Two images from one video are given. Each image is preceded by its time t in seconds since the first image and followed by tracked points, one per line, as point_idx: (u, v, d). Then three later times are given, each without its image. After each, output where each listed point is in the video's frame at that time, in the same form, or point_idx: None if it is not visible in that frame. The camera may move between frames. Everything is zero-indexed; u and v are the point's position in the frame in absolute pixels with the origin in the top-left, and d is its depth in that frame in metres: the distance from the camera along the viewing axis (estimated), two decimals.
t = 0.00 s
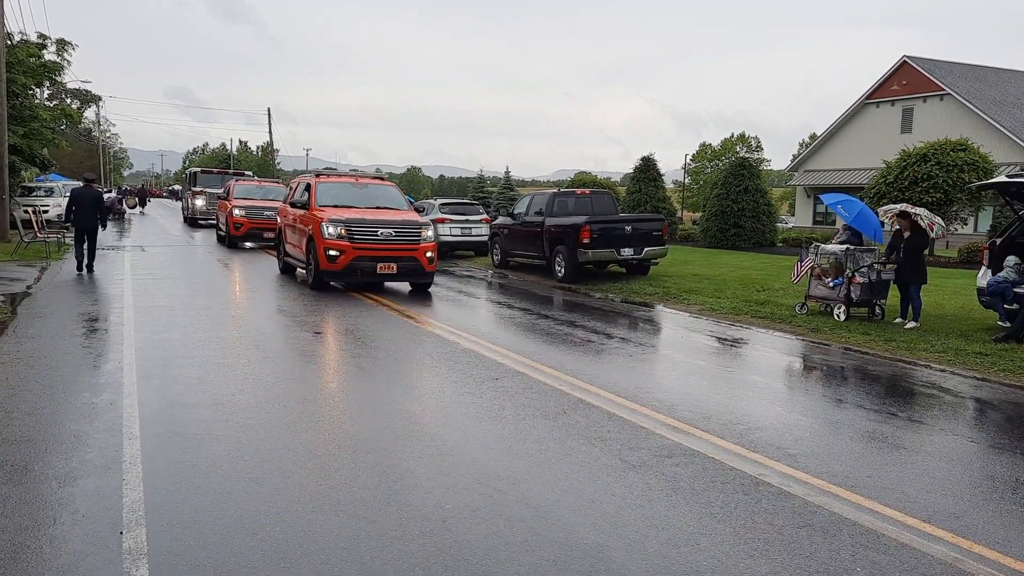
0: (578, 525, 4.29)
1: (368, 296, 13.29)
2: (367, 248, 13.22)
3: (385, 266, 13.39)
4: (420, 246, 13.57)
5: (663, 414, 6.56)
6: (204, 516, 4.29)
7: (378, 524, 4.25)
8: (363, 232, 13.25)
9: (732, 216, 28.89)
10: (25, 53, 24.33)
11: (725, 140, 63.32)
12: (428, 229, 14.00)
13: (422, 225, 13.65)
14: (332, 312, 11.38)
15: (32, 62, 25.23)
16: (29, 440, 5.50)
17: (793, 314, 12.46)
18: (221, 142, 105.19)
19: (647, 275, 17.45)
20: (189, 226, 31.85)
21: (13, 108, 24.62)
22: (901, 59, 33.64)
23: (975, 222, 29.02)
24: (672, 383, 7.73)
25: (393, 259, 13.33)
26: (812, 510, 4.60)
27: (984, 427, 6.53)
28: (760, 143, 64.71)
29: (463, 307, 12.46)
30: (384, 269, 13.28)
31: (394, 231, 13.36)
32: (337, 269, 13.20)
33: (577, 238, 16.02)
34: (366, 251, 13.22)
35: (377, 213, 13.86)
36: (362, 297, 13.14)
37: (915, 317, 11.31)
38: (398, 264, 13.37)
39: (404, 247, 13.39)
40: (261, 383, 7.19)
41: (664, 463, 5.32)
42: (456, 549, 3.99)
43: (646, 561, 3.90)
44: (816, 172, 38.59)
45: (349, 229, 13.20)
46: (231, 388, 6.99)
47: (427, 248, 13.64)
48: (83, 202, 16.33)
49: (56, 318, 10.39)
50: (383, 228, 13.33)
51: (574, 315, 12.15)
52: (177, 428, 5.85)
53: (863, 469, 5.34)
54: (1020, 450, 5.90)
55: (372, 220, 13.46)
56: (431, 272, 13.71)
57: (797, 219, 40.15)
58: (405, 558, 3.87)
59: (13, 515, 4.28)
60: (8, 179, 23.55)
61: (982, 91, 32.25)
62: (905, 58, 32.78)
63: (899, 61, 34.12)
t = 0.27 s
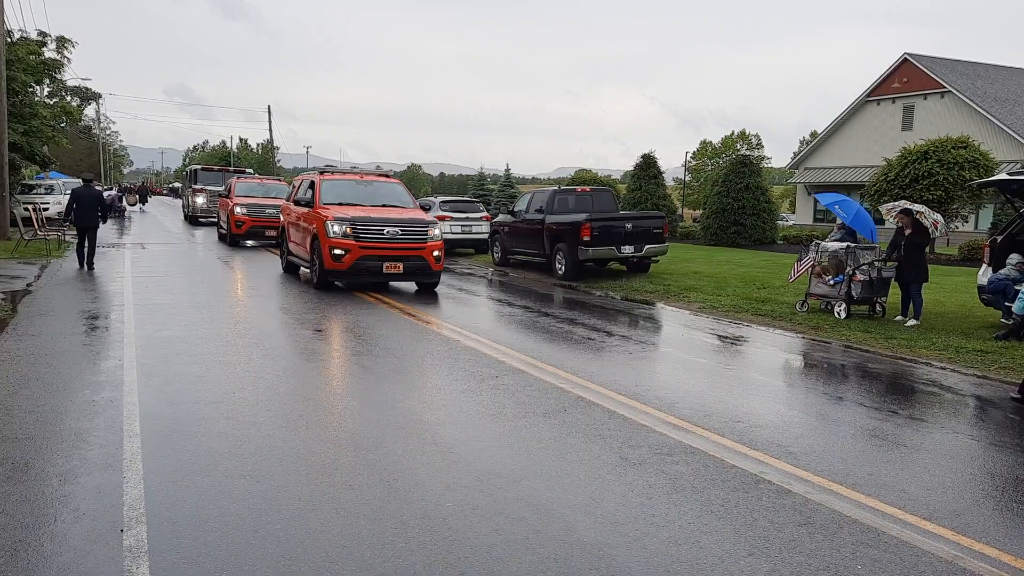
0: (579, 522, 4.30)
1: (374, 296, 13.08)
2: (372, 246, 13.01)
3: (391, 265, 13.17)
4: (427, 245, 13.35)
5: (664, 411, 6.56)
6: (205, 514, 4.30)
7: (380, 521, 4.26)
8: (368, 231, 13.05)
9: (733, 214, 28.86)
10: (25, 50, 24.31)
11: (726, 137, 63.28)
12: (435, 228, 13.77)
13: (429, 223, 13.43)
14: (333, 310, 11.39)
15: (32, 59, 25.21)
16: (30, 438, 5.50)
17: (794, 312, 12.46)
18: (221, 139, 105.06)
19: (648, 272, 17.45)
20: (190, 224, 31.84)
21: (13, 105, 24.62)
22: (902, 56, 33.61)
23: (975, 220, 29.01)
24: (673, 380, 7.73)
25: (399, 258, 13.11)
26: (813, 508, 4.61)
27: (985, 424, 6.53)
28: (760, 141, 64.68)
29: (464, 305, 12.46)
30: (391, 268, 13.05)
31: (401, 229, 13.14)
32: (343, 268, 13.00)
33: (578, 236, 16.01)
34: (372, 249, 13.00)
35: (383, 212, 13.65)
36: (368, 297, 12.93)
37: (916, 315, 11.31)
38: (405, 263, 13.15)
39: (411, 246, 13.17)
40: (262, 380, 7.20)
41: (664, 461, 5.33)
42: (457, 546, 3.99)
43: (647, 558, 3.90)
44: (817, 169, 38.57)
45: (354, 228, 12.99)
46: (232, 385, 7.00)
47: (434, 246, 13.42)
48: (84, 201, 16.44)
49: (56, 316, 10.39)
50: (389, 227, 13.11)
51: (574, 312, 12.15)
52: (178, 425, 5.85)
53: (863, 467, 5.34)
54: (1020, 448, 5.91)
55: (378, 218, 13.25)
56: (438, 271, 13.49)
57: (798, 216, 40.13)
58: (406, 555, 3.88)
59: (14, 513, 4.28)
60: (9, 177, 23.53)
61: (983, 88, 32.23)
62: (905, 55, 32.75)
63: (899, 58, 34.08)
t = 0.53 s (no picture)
0: (580, 521, 4.30)
1: (380, 296, 12.82)
2: (378, 247, 12.75)
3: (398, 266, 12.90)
4: (434, 245, 13.10)
5: (664, 410, 6.56)
6: (205, 512, 4.29)
7: (380, 520, 4.25)
8: (374, 230, 12.79)
9: (733, 213, 28.83)
10: (26, 49, 24.28)
11: (726, 136, 63.28)
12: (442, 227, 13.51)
13: (436, 223, 13.17)
14: (333, 309, 11.39)
15: (33, 58, 25.20)
16: (30, 437, 5.49)
17: (794, 310, 12.45)
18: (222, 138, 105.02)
19: (648, 271, 17.44)
20: (190, 222, 31.85)
21: (13, 104, 24.62)
22: (902, 54, 33.58)
23: (976, 218, 28.99)
24: (673, 379, 7.72)
25: (406, 258, 12.85)
26: (813, 506, 4.61)
27: (985, 423, 6.53)
28: (761, 139, 64.67)
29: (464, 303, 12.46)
30: (397, 268, 12.80)
31: (407, 228, 12.89)
32: (348, 268, 12.75)
33: (578, 234, 16.00)
34: (378, 249, 12.74)
35: (389, 211, 13.39)
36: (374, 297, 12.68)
37: (917, 314, 11.30)
38: (411, 263, 12.89)
39: (417, 246, 12.92)
40: (263, 379, 7.19)
41: (664, 459, 5.32)
42: (457, 545, 3.99)
43: (647, 557, 3.90)
44: (817, 168, 38.55)
45: (360, 227, 12.73)
46: (233, 384, 7.00)
47: (441, 246, 13.17)
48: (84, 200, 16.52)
49: (56, 314, 10.38)
50: (395, 226, 12.86)
51: (575, 311, 12.14)
52: (178, 424, 5.84)
53: (864, 465, 5.34)
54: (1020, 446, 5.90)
55: (384, 217, 12.99)
56: (446, 271, 13.24)
57: (798, 215, 40.11)
58: (406, 554, 3.88)
59: (14, 511, 4.28)
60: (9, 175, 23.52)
61: (984, 87, 32.20)
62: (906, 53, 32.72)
63: (900, 57, 34.05)
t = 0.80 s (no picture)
0: (580, 520, 4.31)
1: (387, 298, 12.52)
2: (385, 247, 12.44)
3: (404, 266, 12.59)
4: (442, 245, 12.80)
5: (664, 409, 6.56)
6: (206, 511, 4.30)
7: (380, 519, 4.26)
8: (381, 230, 12.47)
9: (734, 212, 28.82)
10: (26, 47, 24.28)
11: (726, 135, 63.26)
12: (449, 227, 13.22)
13: (444, 222, 12.88)
14: (333, 308, 11.39)
15: (33, 57, 25.19)
16: (31, 435, 5.50)
17: (794, 309, 12.46)
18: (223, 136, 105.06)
19: (649, 270, 17.44)
20: (190, 221, 31.86)
21: (14, 102, 24.63)
22: (903, 53, 33.54)
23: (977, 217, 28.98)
24: (674, 378, 7.72)
25: (413, 259, 12.55)
26: (813, 505, 4.61)
27: (986, 422, 6.54)
28: (761, 138, 64.66)
29: (465, 302, 12.45)
30: (404, 269, 12.50)
31: (414, 228, 12.59)
32: (354, 269, 12.44)
33: (579, 233, 15.99)
34: (385, 250, 12.43)
35: (395, 210, 13.09)
36: (381, 299, 12.39)
37: (917, 312, 11.30)
38: (418, 264, 12.59)
39: (425, 246, 12.62)
40: (263, 378, 7.20)
41: (665, 458, 5.33)
42: (458, 544, 4.00)
43: (647, 555, 3.91)
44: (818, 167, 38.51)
45: (366, 227, 12.42)
46: (234, 383, 7.00)
47: (449, 247, 12.87)
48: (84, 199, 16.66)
49: (57, 313, 10.39)
50: (403, 226, 12.55)
51: (575, 310, 12.14)
52: (179, 422, 5.85)
53: (864, 464, 5.35)
54: (1020, 446, 5.91)
55: (390, 216, 12.69)
56: (453, 272, 12.94)
57: (798, 214, 40.08)
58: (406, 553, 3.88)
59: (16, 510, 4.28)
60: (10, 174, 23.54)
61: (984, 86, 32.18)
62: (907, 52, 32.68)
63: (900, 55, 34.02)
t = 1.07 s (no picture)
0: (581, 519, 4.30)
1: (394, 299, 12.30)
2: (392, 248, 12.22)
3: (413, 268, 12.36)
4: (450, 246, 12.57)
5: (666, 408, 6.57)
6: (208, 511, 4.30)
7: (382, 518, 4.26)
8: (388, 231, 12.25)
9: (734, 211, 28.80)
10: (27, 47, 24.29)
11: (728, 135, 63.24)
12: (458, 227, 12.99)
13: (453, 222, 12.65)
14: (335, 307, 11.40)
15: (35, 56, 25.19)
16: (33, 434, 5.51)
17: (795, 309, 12.46)
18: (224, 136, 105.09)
19: (650, 270, 17.44)
20: (192, 220, 31.91)
21: (15, 102, 24.64)
22: (905, 52, 33.48)
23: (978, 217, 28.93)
24: (675, 377, 7.72)
25: (421, 260, 12.32)
26: (815, 505, 4.61)
27: (987, 422, 6.53)
28: (762, 138, 64.65)
29: (466, 302, 12.45)
30: (412, 270, 12.26)
31: (422, 229, 12.36)
32: (361, 270, 12.22)
33: (580, 233, 15.98)
34: (393, 250, 12.21)
35: (403, 210, 12.86)
36: (388, 300, 12.16)
37: (918, 312, 11.29)
38: (426, 265, 12.36)
39: (433, 247, 12.38)
40: (265, 377, 7.19)
41: (666, 458, 5.33)
42: (459, 542, 4.00)
43: (648, 554, 3.92)
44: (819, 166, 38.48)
45: (374, 227, 12.21)
46: (235, 382, 7.01)
47: (457, 247, 12.63)
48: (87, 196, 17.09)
49: (58, 313, 10.40)
50: (410, 226, 12.32)
51: (576, 309, 12.15)
52: (180, 422, 5.85)
53: (865, 464, 5.35)
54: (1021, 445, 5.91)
55: (398, 216, 12.46)
56: (462, 273, 12.71)
57: (800, 213, 40.06)
58: (407, 552, 3.89)
59: (18, 509, 4.29)
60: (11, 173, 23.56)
61: (986, 85, 32.14)
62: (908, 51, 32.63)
63: (902, 54, 33.96)
